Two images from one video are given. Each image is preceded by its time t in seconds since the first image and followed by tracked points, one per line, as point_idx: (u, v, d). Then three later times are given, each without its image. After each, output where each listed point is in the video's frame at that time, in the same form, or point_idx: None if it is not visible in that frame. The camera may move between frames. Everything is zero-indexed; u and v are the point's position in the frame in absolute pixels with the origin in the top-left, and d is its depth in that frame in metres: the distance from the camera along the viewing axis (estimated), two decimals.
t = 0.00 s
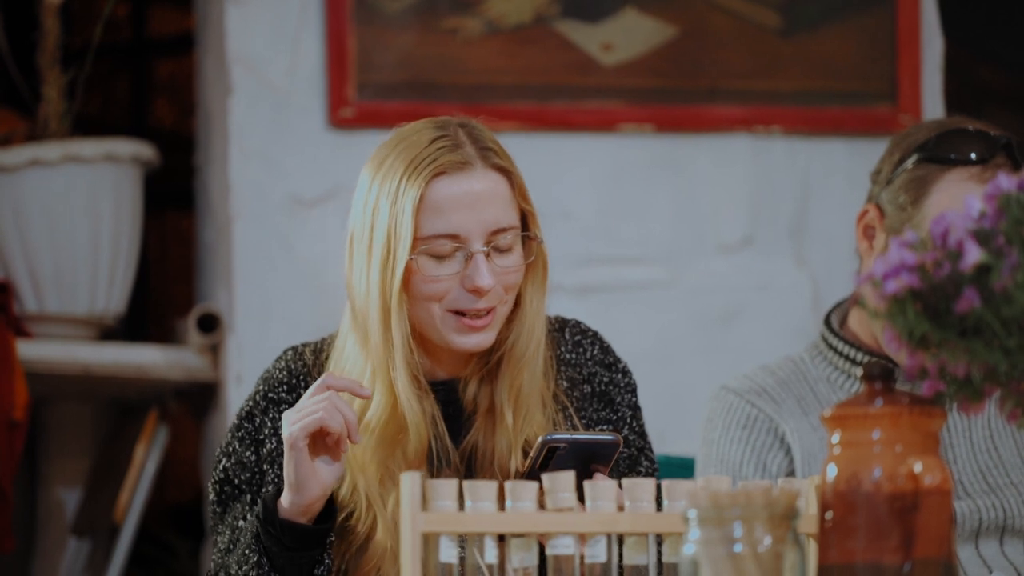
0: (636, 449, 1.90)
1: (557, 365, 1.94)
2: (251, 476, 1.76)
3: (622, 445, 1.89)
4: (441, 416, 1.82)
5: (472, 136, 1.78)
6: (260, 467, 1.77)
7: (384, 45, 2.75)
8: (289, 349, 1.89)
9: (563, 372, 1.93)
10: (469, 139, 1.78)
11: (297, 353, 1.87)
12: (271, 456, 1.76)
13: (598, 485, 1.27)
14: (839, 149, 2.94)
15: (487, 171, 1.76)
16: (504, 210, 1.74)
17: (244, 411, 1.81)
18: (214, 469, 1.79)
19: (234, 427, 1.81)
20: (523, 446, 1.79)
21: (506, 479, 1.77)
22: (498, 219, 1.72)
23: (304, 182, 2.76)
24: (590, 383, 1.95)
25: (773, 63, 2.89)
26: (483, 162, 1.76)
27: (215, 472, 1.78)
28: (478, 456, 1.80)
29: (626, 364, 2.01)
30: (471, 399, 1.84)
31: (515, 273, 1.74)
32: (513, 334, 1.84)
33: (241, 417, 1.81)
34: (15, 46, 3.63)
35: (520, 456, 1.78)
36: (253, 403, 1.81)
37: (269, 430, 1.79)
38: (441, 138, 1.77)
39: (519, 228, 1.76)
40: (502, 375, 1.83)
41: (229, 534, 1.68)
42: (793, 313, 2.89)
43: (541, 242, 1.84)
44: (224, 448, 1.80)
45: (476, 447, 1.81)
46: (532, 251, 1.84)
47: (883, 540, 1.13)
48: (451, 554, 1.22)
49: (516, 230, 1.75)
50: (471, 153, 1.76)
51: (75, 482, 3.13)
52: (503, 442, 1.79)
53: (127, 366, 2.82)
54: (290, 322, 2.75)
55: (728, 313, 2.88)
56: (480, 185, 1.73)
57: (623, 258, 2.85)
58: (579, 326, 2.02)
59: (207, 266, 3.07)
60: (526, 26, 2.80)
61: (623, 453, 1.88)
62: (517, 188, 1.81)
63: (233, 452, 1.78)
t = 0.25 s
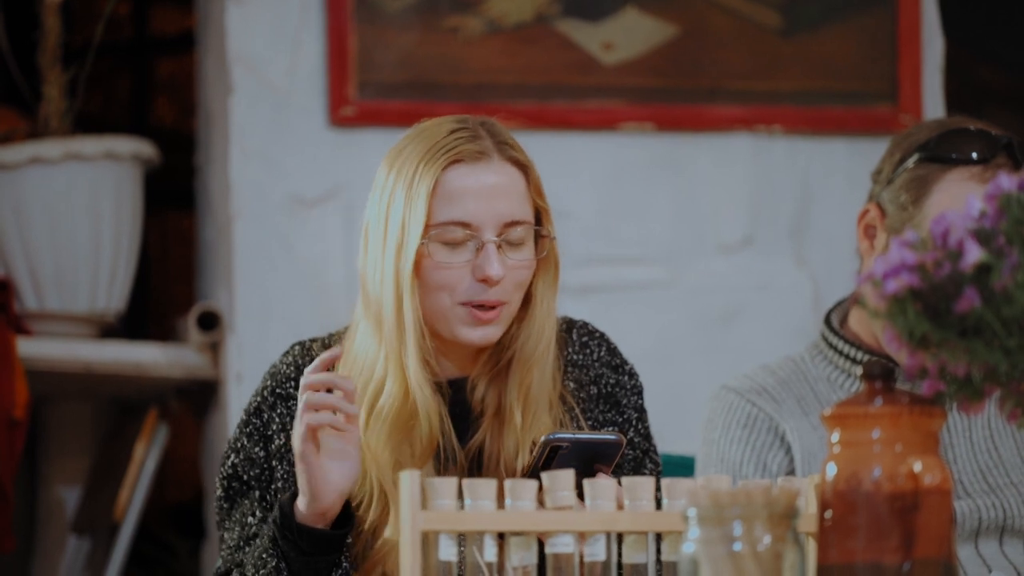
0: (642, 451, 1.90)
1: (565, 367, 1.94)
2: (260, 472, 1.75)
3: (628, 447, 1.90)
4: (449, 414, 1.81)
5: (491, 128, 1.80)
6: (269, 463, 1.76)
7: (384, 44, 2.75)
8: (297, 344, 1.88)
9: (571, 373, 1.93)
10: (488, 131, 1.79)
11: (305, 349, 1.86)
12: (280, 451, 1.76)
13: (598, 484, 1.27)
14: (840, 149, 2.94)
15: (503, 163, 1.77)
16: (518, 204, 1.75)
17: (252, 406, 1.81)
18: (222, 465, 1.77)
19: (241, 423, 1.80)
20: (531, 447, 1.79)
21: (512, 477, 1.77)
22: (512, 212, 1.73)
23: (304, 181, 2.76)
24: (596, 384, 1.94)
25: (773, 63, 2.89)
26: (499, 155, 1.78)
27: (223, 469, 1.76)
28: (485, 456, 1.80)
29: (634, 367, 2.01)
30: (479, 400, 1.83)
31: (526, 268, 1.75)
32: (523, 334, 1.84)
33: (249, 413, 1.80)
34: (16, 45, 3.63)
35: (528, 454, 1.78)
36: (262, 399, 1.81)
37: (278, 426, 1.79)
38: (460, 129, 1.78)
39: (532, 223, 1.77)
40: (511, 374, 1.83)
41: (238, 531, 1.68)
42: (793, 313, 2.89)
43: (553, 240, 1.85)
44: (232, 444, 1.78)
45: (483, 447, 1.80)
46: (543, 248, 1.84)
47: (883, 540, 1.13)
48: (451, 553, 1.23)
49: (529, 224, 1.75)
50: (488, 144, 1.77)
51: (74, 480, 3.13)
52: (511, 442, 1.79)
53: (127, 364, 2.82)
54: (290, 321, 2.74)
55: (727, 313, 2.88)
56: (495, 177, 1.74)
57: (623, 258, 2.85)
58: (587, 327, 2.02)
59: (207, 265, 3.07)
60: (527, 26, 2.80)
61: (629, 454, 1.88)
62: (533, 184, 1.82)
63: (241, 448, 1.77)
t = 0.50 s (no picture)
0: (648, 453, 1.91)
1: (574, 368, 1.94)
2: (268, 463, 1.73)
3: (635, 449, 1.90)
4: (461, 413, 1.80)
5: (510, 125, 1.81)
6: (278, 454, 1.74)
7: (385, 43, 2.75)
8: (307, 340, 1.87)
9: (580, 375, 1.93)
10: (507, 127, 1.80)
11: (315, 345, 1.85)
12: (290, 443, 1.74)
13: (599, 483, 1.27)
14: (840, 149, 2.94)
15: (521, 159, 1.78)
16: (534, 200, 1.75)
17: (262, 398, 1.78)
18: (229, 456, 1.74)
19: (250, 414, 1.77)
20: (541, 448, 1.79)
21: (521, 477, 1.77)
22: (529, 207, 1.73)
23: (305, 181, 2.76)
24: (605, 387, 1.95)
25: (774, 63, 2.89)
26: (517, 151, 1.79)
27: (229, 459, 1.73)
28: (493, 457, 1.79)
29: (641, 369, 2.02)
30: (488, 401, 1.82)
31: (539, 265, 1.75)
32: (535, 336, 1.84)
33: (259, 404, 1.78)
34: (16, 44, 3.63)
35: (537, 454, 1.78)
36: (272, 391, 1.79)
37: (287, 419, 1.76)
38: (480, 125, 1.79)
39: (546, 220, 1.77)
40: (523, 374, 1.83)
41: (243, 520, 1.65)
42: (794, 312, 2.89)
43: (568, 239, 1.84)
44: (239, 434, 1.76)
45: (492, 449, 1.80)
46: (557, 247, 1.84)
47: (884, 539, 1.13)
48: (452, 552, 1.23)
49: (544, 221, 1.76)
50: (508, 139, 1.78)
51: (75, 480, 3.13)
52: (521, 442, 1.79)
53: (128, 364, 2.82)
54: (291, 320, 2.74)
55: (727, 312, 2.88)
56: (513, 172, 1.75)
57: (623, 258, 2.85)
58: (596, 329, 2.02)
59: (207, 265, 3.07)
60: (527, 25, 2.80)
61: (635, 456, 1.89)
62: (551, 182, 1.83)
63: (249, 439, 1.74)
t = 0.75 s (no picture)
0: (653, 455, 1.91)
1: (580, 370, 1.94)
2: (271, 455, 1.72)
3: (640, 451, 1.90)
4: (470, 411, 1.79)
5: (521, 125, 1.82)
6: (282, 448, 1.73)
7: (385, 43, 2.75)
8: (314, 337, 1.87)
9: (585, 377, 1.93)
10: (518, 127, 1.81)
11: (322, 342, 1.85)
12: (295, 437, 1.74)
13: (599, 484, 1.27)
14: (840, 149, 2.94)
15: (533, 158, 1.79)
16: (545, 198, 1.75)
17: (268, 393, 1.78)
18: (232, 448, 1.74)
19: (255, 408, 1.77)
20: (547, 448, 1.79)
21: (527, 477, 1.77)
22: (539, 204, 1.74)
23: (305, 181, 2.76)
24: (610, 389, 1.95)
25: (774, 63, 2.90)
26: (529, 150, 1.79)
27: (233, 451, 1.73)
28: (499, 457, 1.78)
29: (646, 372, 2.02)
30: (495, 403, 1.81)
31: (549, 262, 1.74)
32: (545, 335, 1.83)
33: (264, 399, 1.77)
34: (15, 45, 3.63)
35: (544, 454, 1.78)
36: (278, 385, 1.78)
37: (292, 412, 1.76)
38: (491, 124, 1.80)
39: (557, 219, 1.77)
40: (530, 375, 1.82)
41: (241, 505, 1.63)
42: (795, 312, 2.89)
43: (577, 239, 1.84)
44: (244, 427, 1.75)
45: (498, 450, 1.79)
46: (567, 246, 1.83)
47: (884, 539, 1.13)
48: (452, 553, 1.23)
49: (555, 219, 1.76)
50: (519, 138, 1.79)
51: (75, 480, 3.13)
52: (528, 442, 1.78)
53: (128, 364, 2.81)
54: (291, 320, 2.74)
55: (727, 313, 2.88)
56: (523, 169, 1.75)
57: (623, 258, 2.85)
58: (601, 331, 2.03)
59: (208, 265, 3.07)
60: (527, 25, 2.80)
61: (641, 456, 1.88)
62: (561, 182, 1.84)
63: (253, 431, 1.74)
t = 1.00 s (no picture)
0: (657, 457, 1.91)
1: (585, 372, 1.94)
2: (280, 455, 1.72)
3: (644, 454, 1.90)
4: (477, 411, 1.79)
5: (531, 127, 1.82)
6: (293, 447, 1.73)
7: (385, 45, 2.75)
8: (319, 338, 1.87)
9: (590, 379, 1.94)
10: (529, 128, 1.81)
11: (328, 342, 1.85)
12: (305, 436, 1.74)
13: (600, 484, 1.26)
14: (841, 149, 2.94)
15: (542, 160, 1.79)
16: (553, 200, 1.76)
17: (275, 393, 1.78)
18: (241, 448, 1.74)
19: (264, 408, 1.77)
20: (553, 451, 1.78)
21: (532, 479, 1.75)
22: (547, 206, 1.74)
23: (306, 182, 2.76)
24: (615, 391, 1.95)
25: (775, 64, 2.90)
26: (539, 152, 1.80)
27: (243, 452, 1.73)
28: (504, 459, 1.78)
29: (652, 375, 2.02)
30: (500, 405, 1.81)
31: (555, 265, 1.75)
32: (551, 338, 1.83)
33: (272, 399, 1.77)
34: (16, 46, 3.63)
35: (550, 456, 1.77)
36: (285, 386, 1.78)
37: (302, 412, 1.76)
38: (502, 124, 1.80)
39: (564, 221, 1.78)
40: (536, 378, 1.82)
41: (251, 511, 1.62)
42: (795, 313, 2.89)
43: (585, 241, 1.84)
44: (253, 428, 1.75)
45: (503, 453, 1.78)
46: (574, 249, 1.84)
47: (885, 541, 1.13)
48: (454, 555, 1.23)
49: (562, 221, 1.76)
50: (529, 139, 1.79)
51: (76, 481, 3.13)
52: (534, 446, 1.77)
53: (128, 365, 2.83)
54: (293, 320, 2.74)
55: (728, 313, 2.88)
56: (532, 171, 1.76)
57: (624, 259, 2.85)
58: (606, 334, 2.03)
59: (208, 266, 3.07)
60: (528, 26, 2.80)
61: (646, 458, 1.88)
62: (569, 185, 1.84)
63: (263, 431, 1.74)
